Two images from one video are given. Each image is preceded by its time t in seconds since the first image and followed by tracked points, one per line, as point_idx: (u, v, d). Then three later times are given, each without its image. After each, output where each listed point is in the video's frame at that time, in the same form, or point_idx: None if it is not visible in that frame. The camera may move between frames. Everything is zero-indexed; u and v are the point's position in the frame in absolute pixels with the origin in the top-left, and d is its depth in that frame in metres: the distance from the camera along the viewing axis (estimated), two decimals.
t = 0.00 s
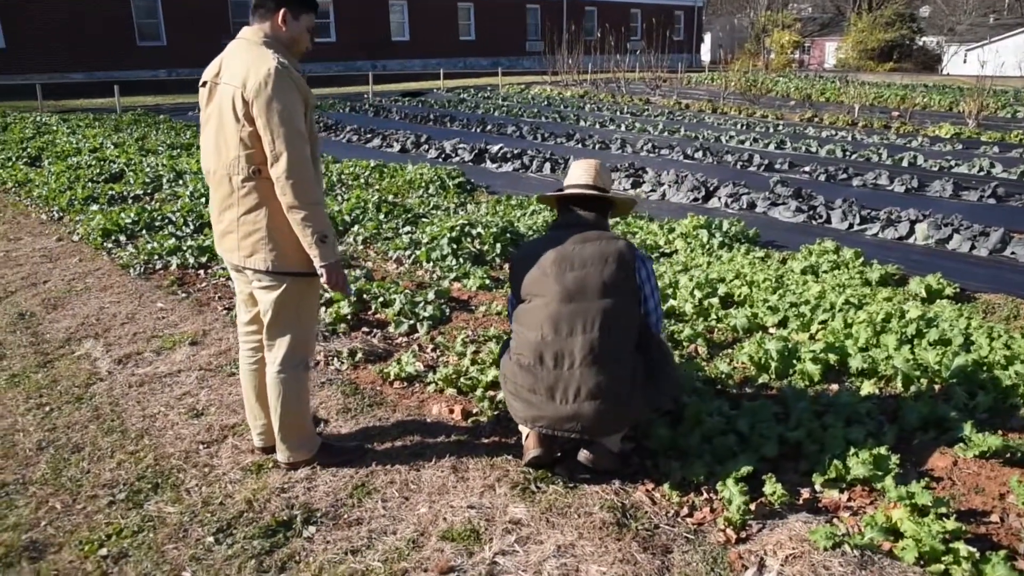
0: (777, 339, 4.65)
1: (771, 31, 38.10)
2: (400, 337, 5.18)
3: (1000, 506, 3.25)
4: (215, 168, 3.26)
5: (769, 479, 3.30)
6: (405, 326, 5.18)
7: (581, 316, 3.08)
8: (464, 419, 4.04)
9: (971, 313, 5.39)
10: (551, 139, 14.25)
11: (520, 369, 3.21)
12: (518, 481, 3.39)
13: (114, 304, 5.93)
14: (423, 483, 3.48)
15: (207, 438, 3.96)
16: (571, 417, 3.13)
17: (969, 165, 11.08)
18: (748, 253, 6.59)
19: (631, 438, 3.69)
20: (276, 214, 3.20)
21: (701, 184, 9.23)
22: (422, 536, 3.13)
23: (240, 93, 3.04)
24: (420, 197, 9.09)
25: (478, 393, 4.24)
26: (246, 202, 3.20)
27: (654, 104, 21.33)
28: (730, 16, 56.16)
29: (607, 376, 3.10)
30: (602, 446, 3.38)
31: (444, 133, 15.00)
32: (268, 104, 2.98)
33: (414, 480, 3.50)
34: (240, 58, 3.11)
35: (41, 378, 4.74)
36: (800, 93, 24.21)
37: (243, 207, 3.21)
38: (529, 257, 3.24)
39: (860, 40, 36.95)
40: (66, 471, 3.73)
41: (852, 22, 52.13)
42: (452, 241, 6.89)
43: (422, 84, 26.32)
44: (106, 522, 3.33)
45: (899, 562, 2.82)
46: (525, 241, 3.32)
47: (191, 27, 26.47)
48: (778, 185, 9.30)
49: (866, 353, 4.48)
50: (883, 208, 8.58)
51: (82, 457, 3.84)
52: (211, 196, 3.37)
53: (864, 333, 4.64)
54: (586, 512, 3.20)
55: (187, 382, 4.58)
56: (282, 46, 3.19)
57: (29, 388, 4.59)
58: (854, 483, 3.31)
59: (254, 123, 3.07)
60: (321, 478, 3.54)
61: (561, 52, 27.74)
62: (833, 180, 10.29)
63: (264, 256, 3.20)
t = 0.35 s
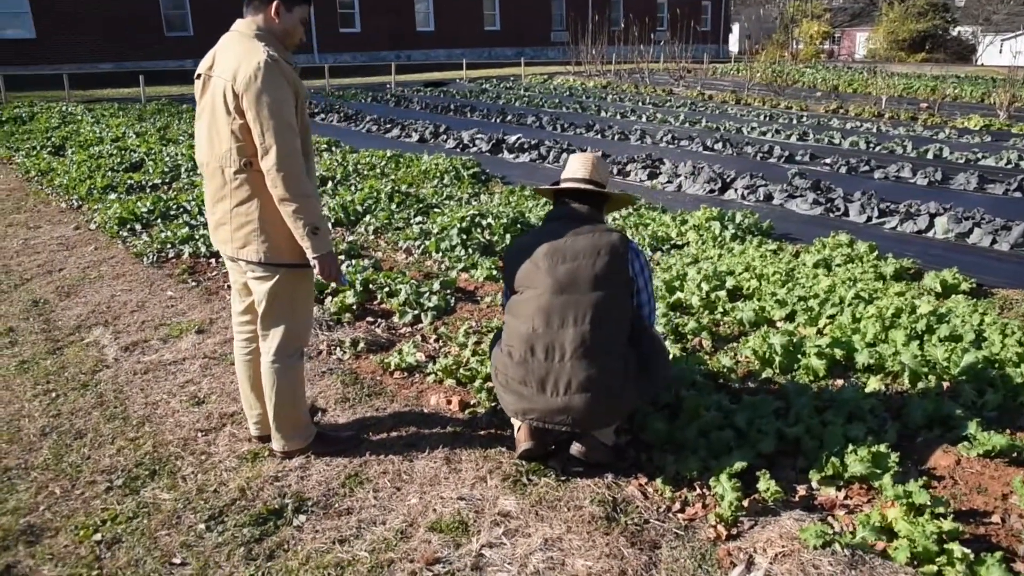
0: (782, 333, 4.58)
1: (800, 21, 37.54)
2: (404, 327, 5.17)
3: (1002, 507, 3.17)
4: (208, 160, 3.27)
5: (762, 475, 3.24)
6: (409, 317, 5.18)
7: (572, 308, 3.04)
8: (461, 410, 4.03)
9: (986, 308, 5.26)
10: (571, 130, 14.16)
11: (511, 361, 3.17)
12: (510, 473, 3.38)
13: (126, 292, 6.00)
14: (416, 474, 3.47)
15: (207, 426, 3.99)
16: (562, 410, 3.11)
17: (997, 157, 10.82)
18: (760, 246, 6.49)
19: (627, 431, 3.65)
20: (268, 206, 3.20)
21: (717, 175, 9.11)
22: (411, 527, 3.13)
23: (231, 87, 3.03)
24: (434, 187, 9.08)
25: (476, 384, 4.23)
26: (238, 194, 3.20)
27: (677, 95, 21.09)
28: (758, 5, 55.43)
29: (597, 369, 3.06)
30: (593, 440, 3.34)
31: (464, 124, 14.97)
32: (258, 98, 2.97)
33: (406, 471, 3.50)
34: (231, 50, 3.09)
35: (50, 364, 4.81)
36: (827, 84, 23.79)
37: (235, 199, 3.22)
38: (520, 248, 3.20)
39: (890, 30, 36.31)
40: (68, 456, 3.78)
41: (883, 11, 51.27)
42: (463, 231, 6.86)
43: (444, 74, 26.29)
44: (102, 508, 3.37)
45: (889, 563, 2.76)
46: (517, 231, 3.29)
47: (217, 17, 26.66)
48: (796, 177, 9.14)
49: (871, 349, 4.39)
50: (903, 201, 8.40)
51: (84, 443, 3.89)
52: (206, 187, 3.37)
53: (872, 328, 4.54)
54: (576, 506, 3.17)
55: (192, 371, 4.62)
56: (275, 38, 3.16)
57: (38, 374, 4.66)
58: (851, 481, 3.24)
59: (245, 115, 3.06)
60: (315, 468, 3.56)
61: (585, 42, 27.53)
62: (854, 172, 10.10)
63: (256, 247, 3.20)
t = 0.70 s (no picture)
0: (786, 330, 4.51)
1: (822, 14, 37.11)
2: (406, 321, 5.16)
3: (1002, 509, 3.11)
4: (202, 155, 3.26)
5: (756, 474, 3.20)
6: (411, 311, 5.16)
7: (562, 303, 3.01)
8: (457, 406, 4.01)
9: (997, 306, 5.15)
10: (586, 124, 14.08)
11: (502, 355, 3.14)
12: (502, 469, 3.35)
13: (133, 286, 6.05)
14: (408, 470, 3.46)
15: (203, 419, 4.01)
16: (552, 406, 3.07)
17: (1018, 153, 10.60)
18: (769, 241, 6.41)
19: (622, 428, 3.61)
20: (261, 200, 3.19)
21: (730, 170, 9.00)
22: (400, 522, 3.12)
23: (223, 81, 3.02)
24: (444, 181, 9.05)
25: (474, 379, 4.20)
26: (231, 188, 3.19)
27: (695, 89, 20.90)
28: None
29: (588, 365, 3.02)
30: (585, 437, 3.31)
31: (478, 118, 14.94)
32: (249, 92, 2.96)
33: (399, 466, 3.49)
34: (224, 44, 3.08)
35: (54, 356, 4.85)
36: (847, 78, 23.49)
37: (228, 194, 3.21)
38: (512, 244, 3.17)
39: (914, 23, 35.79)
40: (66, 448, 3.80)
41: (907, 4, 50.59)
42: (470, 225, 6.83)
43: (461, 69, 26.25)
44: (96, 499, 3.38)
45: (882, 565, 2.71)
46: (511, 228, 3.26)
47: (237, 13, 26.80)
48: (810, 173, 9.02)
49: (876, 347, 4.32)
50: (919, 197, 8.25)
51: (82, 435, 3.92)
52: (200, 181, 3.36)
53: (877, 326, 4.47)
54: (567, 503, 3.15)
55: (193, 364, 4.65)
56: (269, 33, 3.15)
57: (42, 367, 4.70)
58: (847, 481, 3.18)
59: (237, 109, 3.05)
60: (308, 462, 3.56)
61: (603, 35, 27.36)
62: (871, 167, 9.94)
63: (249, 241, 3.19)
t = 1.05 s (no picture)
0: (788, 332, 4.43)
1: (842, 13, 36.75)
2: (406, 321, 5.13)
3: (1001, 518, 3.03)
4: (193, 152, 3.25)
5: (748, 479, 3.14)
6: (412, 311, 5.13)
7: (551, 304, 2.96)
8: (452, 407, 3.97)
9: (1007, 309, 5.05)
10: (599, 124, 14.01)
11: (492, 355, 3.10)
12: (492, 471, 3.32)
13: (137, 285, 6.07)
14: (398, 471, 3.43)
15: (198, 417, 4.01)
16: (539, 407, 3.03)
17: None
18: (777, 242, 6.32)
19: (616, 431, 3.56)
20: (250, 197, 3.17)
21: (742, 170, 8.90)
22: (387, 524, 3.09)
23: (213, 77, 2.99)
24: (453, 181, 9.03)
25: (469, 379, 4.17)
26: (221, 185, 3.18)
27: (711, 89, 20.73)
28: None
29: (576, 366, 2.97)
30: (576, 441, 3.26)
31: (491, 118, 14.90)
32: (239, 90, 2.93)
33: (389, 467, 3.46)
34: (214, 40, 3.04)
35: (55, 354, 4.88)
36: (867, 77, 23.20)
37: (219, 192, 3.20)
38: (504, 244, 3.13)
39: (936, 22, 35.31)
40: (60, 446, 3.81)
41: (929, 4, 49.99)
42: (475, 226, 6.80)
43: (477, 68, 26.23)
44: (86, 498, 3.38)
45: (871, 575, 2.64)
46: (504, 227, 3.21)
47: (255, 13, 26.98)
48: (822, 173, 8.91)
49: (880, 350, 4.23)
50: (932, 198, 8.12)
51: (77, 433, 3.92)
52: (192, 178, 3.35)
53: (881, 329, 4.38)
54: (556, 506, 3.11)
55: (191, 363, 4.65)
56: (262, 28, 3.08)
57: (43, 364, 4.72)
58: (842, 488, 3.12)
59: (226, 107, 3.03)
60: (298, 462, 3.54)
61: (620, 34, 27.22)
62: (885, 168, 9.80)
63: (237, 240, 3.18)
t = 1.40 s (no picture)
0: (788, 341, 4.36)
1: (858, 19, 36.51)
2: (404, 325, 5.11)
3: (999, 534, 2.96)
4: (181, 155, 3.23)
5: (740, 491, 3.08)
6: (410, 316, 5.11)
7: (539, 312, 2.92)
8: (445, 413, 3.93)
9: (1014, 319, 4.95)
10: (609, 129, 13.95)
11: (479, 364, 3.06)
12: (481, 479, 3.27)
13: (138, 287, 6.08)
14: (386, 478, 3.39)
15: (189, 421, 3.99)
16: (527, 417, 2.98)
17: None
18: (782, 249, 6.24)
19: (608, 440, 3.51)
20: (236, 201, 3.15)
21: (750, 176, 8.81)
22: (371, 532, 3.06)
23: (200, 79, 2.97)
24: (459, 185, 8.99)
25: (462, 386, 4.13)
26: (207, 189, 3.16)
27: (724, 94, 20.63)
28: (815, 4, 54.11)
29: (564, 376, 2.92)
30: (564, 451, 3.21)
31: (500, 122, 14.88)
32: (225, 92, 2.90)
33: (378, 474, 3.43)
34: (204, 41, 3.01)
35: (53, 355, 4.89)
36: (881, 83, 23.02)
37: (205, 194, 3.18)
38: (493, 250, 3.08)
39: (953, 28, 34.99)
40: (52, 448, 3.80)
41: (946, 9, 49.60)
42: (477, 230, 6.77)
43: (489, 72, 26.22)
44: (74, 501, 3.37)
45: None
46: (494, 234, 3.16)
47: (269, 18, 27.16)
48: (831, 179, 8.81)
49: (881, 361, 4.15)
50: (942, 205, 8.01)
51: (68, 435, 3.92)
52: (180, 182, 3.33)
53: (883, 339, 4.30)
54: (543, 516, 3.06)
55: (187, 366, 4.65)
56: (252, 31, 3.05)
57: (40, 366, 4.73)
58: (836, 501, 3.05)
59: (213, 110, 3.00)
60: (286, 467, 3.51)
61: (632, 40, 27.15)
62: (896, 174, 9.69)
63: (223, 243, 3.16)
